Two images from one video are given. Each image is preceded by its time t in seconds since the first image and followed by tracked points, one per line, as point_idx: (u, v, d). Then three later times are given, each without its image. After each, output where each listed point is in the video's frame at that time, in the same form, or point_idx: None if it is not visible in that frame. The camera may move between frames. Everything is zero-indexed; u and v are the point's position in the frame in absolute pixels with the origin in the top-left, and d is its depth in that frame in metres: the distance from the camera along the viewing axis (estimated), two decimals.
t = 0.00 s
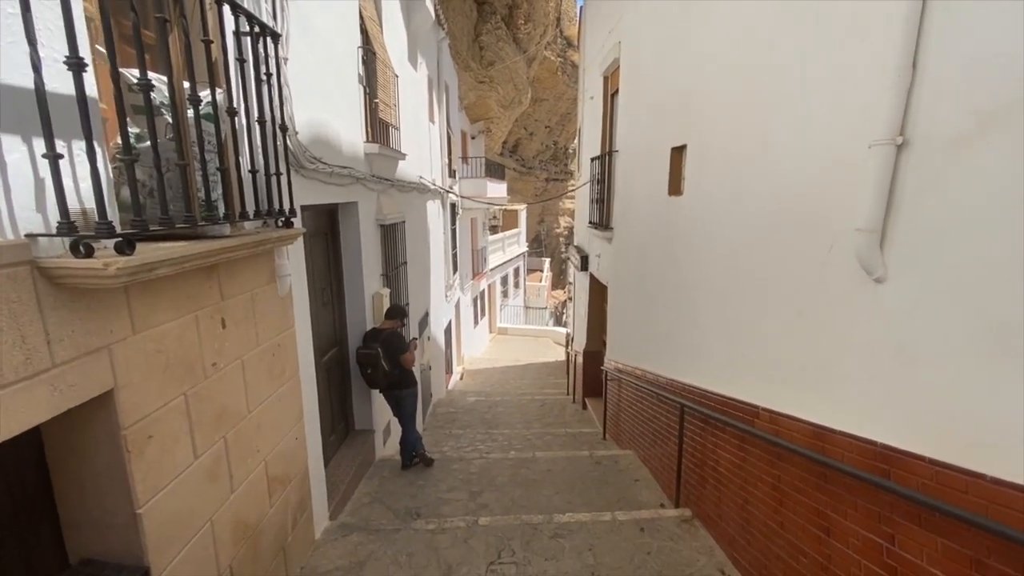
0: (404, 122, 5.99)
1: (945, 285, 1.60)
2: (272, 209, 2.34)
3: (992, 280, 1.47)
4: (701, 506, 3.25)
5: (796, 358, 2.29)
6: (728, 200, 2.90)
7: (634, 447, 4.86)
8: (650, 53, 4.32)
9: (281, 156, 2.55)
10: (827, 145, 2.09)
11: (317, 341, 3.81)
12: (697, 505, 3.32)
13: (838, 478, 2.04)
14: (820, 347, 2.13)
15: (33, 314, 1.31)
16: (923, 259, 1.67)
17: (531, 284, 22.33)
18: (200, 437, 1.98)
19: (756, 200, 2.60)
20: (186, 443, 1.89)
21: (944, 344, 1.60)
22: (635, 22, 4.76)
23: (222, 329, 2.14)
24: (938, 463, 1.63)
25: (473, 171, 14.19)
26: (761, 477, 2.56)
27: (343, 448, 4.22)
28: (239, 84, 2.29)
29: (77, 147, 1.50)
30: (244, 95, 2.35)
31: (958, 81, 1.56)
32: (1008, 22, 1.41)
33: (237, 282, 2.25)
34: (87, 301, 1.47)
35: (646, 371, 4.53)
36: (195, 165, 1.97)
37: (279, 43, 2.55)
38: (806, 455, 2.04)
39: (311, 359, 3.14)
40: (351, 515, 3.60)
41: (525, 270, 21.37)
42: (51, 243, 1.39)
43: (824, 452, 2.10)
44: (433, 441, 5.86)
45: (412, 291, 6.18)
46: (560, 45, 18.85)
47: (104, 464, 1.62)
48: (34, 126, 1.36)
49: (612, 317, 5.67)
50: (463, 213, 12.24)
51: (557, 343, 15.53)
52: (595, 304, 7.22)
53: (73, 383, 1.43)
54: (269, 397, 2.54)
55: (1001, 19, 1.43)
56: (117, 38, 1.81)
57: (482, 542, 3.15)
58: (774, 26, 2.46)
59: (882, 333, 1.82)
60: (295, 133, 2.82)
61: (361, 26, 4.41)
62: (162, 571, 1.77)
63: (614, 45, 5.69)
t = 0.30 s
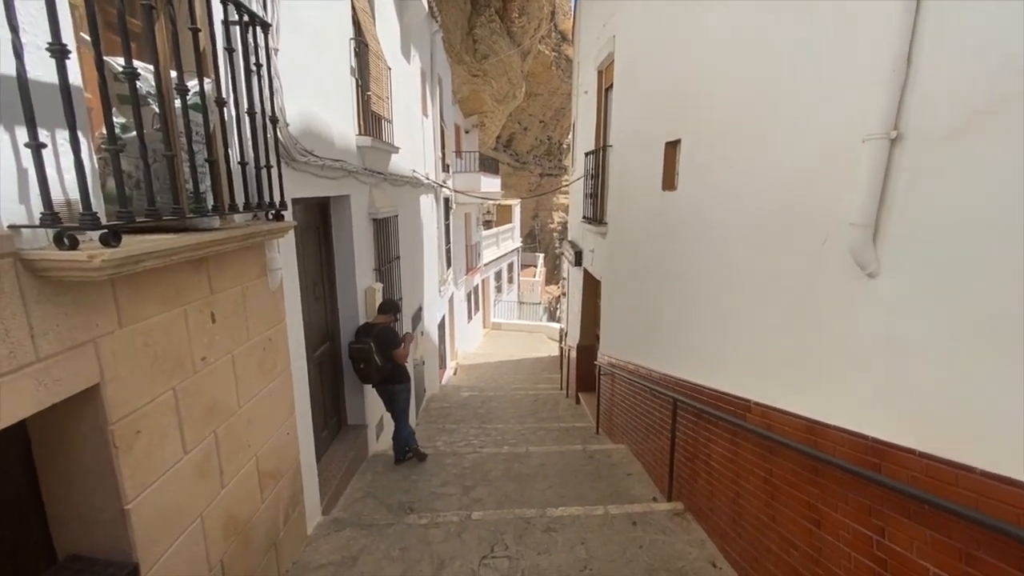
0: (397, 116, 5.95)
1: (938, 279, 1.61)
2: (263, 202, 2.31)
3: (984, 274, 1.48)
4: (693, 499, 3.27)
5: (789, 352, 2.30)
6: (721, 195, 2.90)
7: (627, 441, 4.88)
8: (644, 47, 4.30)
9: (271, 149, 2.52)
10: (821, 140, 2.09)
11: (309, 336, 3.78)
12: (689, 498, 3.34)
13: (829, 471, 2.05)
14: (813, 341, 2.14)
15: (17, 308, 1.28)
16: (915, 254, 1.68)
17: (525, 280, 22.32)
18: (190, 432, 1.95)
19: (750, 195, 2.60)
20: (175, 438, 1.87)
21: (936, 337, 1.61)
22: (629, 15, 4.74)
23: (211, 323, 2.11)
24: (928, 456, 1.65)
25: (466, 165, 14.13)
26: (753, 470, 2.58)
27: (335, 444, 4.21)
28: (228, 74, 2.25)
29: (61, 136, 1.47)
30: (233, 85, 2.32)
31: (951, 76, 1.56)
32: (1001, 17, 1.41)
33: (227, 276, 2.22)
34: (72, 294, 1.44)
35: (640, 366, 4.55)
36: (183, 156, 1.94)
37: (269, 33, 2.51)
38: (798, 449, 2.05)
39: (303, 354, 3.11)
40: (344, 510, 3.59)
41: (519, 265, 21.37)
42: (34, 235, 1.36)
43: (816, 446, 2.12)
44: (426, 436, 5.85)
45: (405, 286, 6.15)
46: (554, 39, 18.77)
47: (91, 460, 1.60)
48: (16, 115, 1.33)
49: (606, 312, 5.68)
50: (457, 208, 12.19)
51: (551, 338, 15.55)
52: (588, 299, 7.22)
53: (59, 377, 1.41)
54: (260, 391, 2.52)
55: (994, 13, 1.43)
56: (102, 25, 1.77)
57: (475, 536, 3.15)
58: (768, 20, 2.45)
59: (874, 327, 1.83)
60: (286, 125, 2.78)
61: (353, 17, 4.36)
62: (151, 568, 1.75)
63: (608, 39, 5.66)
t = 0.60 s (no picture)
0: (390, 108, 5.88)
1: (930, 273, 1.60)
2: (249, 194, 2.26)
3: (977, 267, 1.47)
4: (685, 494, 3.27)
5: (781, 346, 2.29)
6: (716, 188, 2.88)
7: (620, 436, 4.88)
8: (639, 39, 4.27)
9: (258, 139, 2.47)
10: (815, 133, 2.07)
11: (299, 330, 3.75)
12: (681, 493, 3.33)
13: (820, 467, 2.05)
14: (806, 336, 2.12)
15: None
16: (908, 248, 1.67)
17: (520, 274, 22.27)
18: (175, 427, 1.92)
19: (743, 188, 2.58)
20: (159, 434, 1.84)
21: (927, 332, 1.61)
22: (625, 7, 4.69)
23: (197, 317, 2.08)
24: (918, 451, 1.64)
25: (461, 159, 14.04)
26: (743, 465, 2.58)
27: (327, 438, 4.18)
28: (213, 63, 2.20)
29: (37, 124, 1.43)
30: (219, 74, 2.27)
31: (947, 68, 1.54)
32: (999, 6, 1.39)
33: (213, 268, 2.18)
34: (49, 286, 1.40)
35: (633, 360, 4.54)
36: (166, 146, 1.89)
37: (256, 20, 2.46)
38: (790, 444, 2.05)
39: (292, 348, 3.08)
40: (335, 505, 3.57)
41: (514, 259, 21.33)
42: (9, 224, 1.32)
43: (807, 441, 2.11)
44: (420, 430, 5.84)
45: (398, 280, 6.11)
46: (550, 32, 18.65)
47: (72, 456, 1.57)
48: None
49: (600, 307, 5.67)
50: (452, 202, 12.13)
51: (546, 333, 15.56)
52: (583, 294, 7.21)
53: (36, 371, 1.38)
54: (248, 385, 2.48)
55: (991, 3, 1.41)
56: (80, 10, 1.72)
57: (466, 530, 3.14)
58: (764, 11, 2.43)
59: (866, 321, 1.82)
60: (274, 115, 2.73)
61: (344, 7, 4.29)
62: (135, 565, 1.72)
63: (604, 32, 5.62)
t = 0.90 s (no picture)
0: (383, 101, 5.82)
1: (918, 269, 1.57)
2: (231, 188, 2.22)
3: (965, 263, 1.44)
4: (675, 490, 3.25)
5: (769, 343, 2.27)
6: (707, 182, 2.85)
7: (613, 431, 4.86)
8: (633, 32, 4.23)
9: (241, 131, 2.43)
10: (801, 127, 2.05)
11: (288, 326, 3.71)
12: (672, 490, 3.31)
13: (807, 464, 2.02)
14: (795, 332, 2.10)
15: None
16: (897, 243, 1.64)
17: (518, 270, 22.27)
18: (153, 425, 1.89)
19: (733, 183, 2.56)
20: (136, 431, 1.81)
21: (914, 328, 1.58)
22: None
23: (177, 312, 2.04)
24: (905, 450, 1.62)
25: (457, 154, 13.95)
26: (732, 462, 2.56)
27: (317, 434, 4.16)
28: (193, 53, 2.16)
29: None
30: (199, 65, 2.22)
31: (936, 59, 1.51)
32: None
33: (194, 263, 2.15)
34: (17, 279, 1.37)
35: (625, 356, 4.52)
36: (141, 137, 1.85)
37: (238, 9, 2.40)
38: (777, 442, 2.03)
39: (279, 343, 3.05)
40: (324, 502, 3.55)
41: (511, 255, 21.28)
42: None
43: (794, 438, 2.10)
44: (413, 426, 5.82)
45: (392, 275, 6.07)
46: (548, 26, 18.52)
47: (41, 454, 1.53)
48: None
49: (594, 302, 5.64)
50: (448, 197, 12.08)
51: (543, 328, 15.55)
52: (578, 289, 7.18)
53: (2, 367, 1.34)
54: (231, 381, 2.45)
55: None
56: None
57: (455, 527, 3.12)
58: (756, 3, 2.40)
59: (853, 317, 1.80)
60: (259, 108, 2.69)
61: None
62: (110, 564, 1.70)
63: (598, 25, 5.56)
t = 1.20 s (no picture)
0: (376, 95, 5.78)
1: (911, 261, 1.55)
2: (208, 179, 2.19)
3: (955, 254, 1.43)
4: (665, 486, 3.23)
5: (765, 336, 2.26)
6: (707, 176, 2.84)
7: (606, 427, 4.84)
8: (630, 25, 4.23)
9: (221, 122, 2.39)
10: (796, 117, 2.08)
11: (277, 320, 3.69)
12: (661, 486, 3.30)
13: (793, 460, 2.01)
14: (787, 326, 2.10)
15: None
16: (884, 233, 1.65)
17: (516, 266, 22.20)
18: (130, 418, 1.87)
19: (728, 173, 2.61)
20: (111, 425, 1.78)
21: (906, 320, 1.56)
22: None
23: (155, 304, 2.01)
24: (889, 445, 1.61)
25: (455, 148, 13.87)
26: (719, 458, 2.55)
27: (308, 429, 4.14)
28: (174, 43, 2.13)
29: None
30: (176, 53, 2.17)
31: (920, 49, 1.54)
32: None
33: (172, 255, 2.11)
34: None
35: (619, 351, 4.51)
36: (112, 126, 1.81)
37: None
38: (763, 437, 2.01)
39: (266, 337, 3.03)
40: (313, 496, 3.53)
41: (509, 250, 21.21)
42: None
43: (781, 434, 2.08)
44: (407, 421, 5.80)
45: (385, 270, 6.04)
46: (547, 20, 18.43)
47: (8, 447, 1.50)
48: None
49: (590, 298, 5.62)
50: (445, 192, 12.03)
51: (540, 325, 15.51)
52: (573, 285, 7.14)
53: None
54: (213, 375, 2.42)
55: None
56: None
57: (443, 522, 3.10)
58: None
59: (845, 311, 1.78)
60: (242, 98, 2.67)
61: None
62: (83, 559, 1.67)
63: (594, 17, 5.52)
